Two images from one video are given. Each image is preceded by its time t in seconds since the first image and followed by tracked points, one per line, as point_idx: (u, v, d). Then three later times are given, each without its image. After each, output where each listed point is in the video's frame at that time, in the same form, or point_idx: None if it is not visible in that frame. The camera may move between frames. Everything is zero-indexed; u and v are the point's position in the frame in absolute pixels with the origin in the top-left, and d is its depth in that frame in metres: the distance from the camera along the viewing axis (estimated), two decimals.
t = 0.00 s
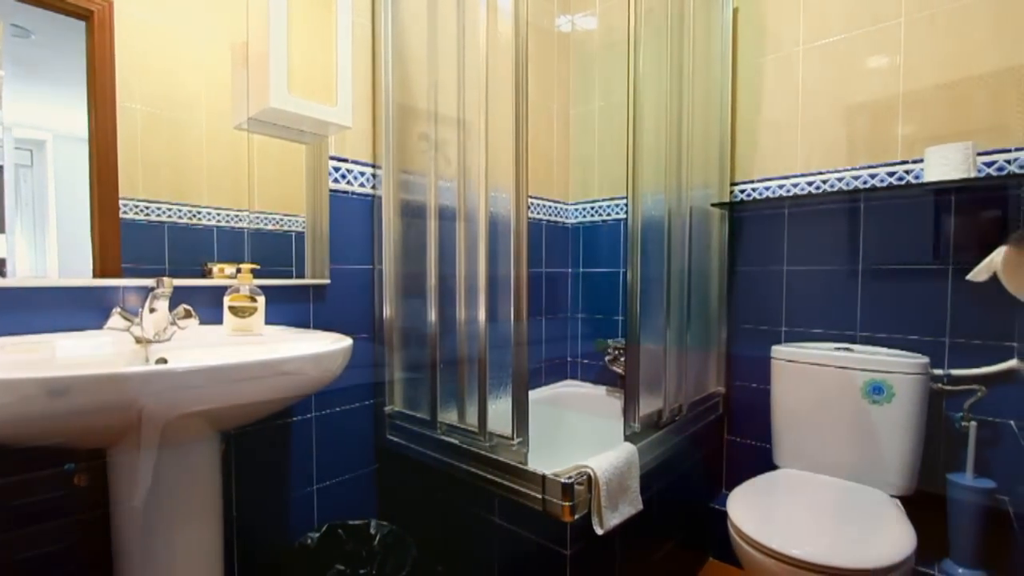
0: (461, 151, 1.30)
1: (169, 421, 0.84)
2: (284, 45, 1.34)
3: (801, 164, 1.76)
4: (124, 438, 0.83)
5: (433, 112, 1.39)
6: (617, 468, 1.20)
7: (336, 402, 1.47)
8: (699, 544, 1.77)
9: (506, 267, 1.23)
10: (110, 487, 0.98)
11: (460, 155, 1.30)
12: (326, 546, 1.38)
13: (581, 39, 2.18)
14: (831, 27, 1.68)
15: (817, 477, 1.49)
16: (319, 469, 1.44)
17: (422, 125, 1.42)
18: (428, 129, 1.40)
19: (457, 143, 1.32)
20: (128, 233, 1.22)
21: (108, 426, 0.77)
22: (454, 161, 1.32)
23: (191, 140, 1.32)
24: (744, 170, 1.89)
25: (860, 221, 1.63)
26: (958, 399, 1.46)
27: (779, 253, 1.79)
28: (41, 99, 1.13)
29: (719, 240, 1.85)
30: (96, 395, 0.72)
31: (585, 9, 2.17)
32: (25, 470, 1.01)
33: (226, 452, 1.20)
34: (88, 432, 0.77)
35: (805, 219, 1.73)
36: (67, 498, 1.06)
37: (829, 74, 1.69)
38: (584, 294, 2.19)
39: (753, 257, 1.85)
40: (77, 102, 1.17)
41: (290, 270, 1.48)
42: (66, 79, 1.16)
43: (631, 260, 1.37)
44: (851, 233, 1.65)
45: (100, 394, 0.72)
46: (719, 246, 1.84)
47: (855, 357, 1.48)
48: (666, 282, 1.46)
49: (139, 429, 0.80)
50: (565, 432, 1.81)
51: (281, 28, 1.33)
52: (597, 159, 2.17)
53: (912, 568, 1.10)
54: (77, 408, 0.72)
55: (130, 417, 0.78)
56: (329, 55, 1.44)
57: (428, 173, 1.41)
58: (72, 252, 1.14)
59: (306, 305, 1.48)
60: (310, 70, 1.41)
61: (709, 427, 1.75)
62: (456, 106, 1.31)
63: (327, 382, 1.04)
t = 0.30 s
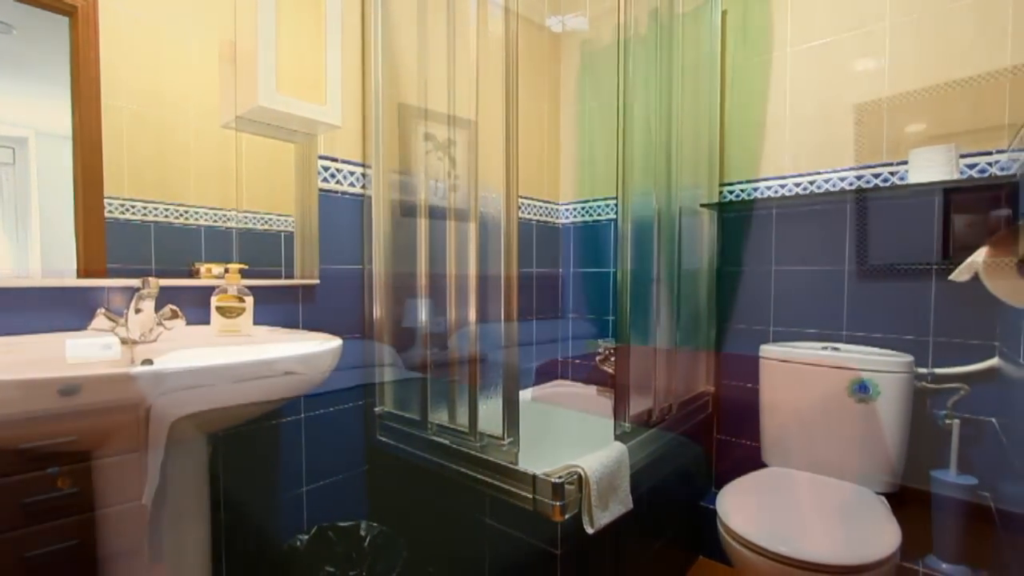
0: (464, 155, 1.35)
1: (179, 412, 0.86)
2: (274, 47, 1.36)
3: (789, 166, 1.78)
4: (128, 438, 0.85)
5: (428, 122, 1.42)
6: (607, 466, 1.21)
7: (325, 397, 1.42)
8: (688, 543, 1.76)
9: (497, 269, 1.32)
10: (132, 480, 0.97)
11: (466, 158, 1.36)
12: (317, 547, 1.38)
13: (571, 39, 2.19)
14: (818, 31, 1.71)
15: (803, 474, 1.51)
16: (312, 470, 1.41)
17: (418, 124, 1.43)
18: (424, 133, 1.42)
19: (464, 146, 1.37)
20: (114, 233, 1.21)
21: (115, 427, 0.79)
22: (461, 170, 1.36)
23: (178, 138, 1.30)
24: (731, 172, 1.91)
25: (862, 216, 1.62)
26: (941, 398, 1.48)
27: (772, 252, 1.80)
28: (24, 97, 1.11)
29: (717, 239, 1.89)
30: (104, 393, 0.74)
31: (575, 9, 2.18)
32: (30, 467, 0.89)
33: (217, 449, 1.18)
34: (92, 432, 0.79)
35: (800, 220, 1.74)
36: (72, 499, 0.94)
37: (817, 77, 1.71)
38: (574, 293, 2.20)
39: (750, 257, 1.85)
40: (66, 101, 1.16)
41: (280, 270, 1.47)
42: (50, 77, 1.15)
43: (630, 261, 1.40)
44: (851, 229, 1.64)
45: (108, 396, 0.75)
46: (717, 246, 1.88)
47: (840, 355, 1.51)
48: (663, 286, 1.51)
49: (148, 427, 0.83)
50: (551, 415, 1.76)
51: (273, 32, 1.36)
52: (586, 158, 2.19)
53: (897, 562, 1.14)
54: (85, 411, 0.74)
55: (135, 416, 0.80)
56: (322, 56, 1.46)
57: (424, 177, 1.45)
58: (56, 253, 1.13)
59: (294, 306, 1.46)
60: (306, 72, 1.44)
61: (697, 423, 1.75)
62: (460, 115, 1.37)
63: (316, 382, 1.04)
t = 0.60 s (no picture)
0: (473, 157, 1.33)
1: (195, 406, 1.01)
2: (258, 55, 1.42)
3: (781, 167, 1.79)
4: (139, 434, 0.90)
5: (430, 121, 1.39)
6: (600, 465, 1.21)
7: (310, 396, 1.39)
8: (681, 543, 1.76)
9: (490, 268, 1.38)
10: (155, 475, 0.95)
11: (475, 160, 1.34)
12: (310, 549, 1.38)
13: (561, 40, 2.21)
14: (806, 32, 1.73)
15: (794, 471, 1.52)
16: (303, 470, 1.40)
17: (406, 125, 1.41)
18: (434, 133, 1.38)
19: (470, 149, 1.35)
20: (102, 233, 1.19)
21: (133, 425, 0.89)
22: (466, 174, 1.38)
23: (167, 137, 1.29)
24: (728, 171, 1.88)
25: (883, 213, 1.59)
26: (930, 396, 1.50)
27: (775, 252, 1.79)
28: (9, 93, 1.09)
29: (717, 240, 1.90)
30: (126, 389, 0.87)
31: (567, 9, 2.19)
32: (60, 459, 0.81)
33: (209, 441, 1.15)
34: (102, 430, 0.85)
35: (808, 219, 1.73)
36: (86, 499, 0.85)
37: (806, 78, 1.73)
38: (567, 295, 2.20)
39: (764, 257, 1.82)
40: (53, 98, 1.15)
41: (271, 270, 1.47)
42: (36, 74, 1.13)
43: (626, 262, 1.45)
44: (871, 227, 1.61)
45: (128, 392, 0.88)
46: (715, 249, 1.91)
47: (831, 355, 1.52)
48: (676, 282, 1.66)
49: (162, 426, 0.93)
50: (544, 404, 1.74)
51: (259, 42, 1.42)
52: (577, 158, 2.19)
53: (887, 558, 1.16)
54: (108, 407, 0.86)
55: (153, 414, 0.92)
56: (312, 62, 1.54)
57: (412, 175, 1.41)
58: (42, 253, 1.11)
59: (287, 305, 1.48)
60: (291, 84, 1.51)
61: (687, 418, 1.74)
62: (457, 114, 1.36)
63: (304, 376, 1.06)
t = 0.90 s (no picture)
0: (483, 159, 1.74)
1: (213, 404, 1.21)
2: (257, 54, 1.41)
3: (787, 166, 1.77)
4: (158, 430, 1.12)
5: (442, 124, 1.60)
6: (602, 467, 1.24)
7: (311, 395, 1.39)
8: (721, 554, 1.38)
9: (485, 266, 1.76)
10: (174, 471, 1.16)
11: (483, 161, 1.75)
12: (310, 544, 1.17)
13: (561, 41, 2.21)
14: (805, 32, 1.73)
15: (804, 471, 1.48)
16: (301, 474, 1.34)
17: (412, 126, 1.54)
18: (449, 134, 1.62)
19: (479, 150, 1.74)
20: (97, 233, 1.19)
21: (152, 421, 1.11)
22: (476, 176, 1.77)
23: (162, 136, 1.29)
24: (745, 167, 1.78)
25: (904, 213, 1.59)
26: (926, 395, 1.52)
27: (793, 250, 1.78)
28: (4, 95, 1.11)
29: (740, 236, 1.76)
30: (144, 388, 1.11)
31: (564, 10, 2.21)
32: (95, 452, 1.04)
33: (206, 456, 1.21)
34: (129, 427, 1.08)
35: (822, 215, 1.73)
36: (116, 485, 1.07)
37: (802, 79, 1.74)
38: (567, 293, 2.14)
39: (782, 256, 1.80)
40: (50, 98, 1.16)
41: (268, 270, 1.47)
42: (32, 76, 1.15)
43: (639, 263, 1.66)
44: (892, 226, 1.61)
45: (146, 390, 1.11)
46: (740, 246, 1.76)
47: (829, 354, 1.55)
48: (693, 282, 1.65)
49: (179, 422, 1.15)
50: (547, 403, 1.65)
51: (257, 41, 1.41)
52: (577, 158, 2.18)
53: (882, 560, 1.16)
54: (130, 405, 1.08)
55: (172, 412, 1.15)
56: (310, 61, 1.51)
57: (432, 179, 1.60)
58: (38, 252, 1.12)
59: (283, 307, 1.48)
60: (291, 82, 1.48)
61: (679, 412, 1.68)
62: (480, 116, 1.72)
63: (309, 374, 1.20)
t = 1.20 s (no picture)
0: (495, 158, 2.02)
1: (221, 398, 1.30)
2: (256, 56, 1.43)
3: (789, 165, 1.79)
4: (171, 428, 1.26)
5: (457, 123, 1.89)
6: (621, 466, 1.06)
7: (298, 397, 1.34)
8: None
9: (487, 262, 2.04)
10: (190, 467, 1.28)
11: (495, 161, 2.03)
12: None
13: (560, 41, 2.15)
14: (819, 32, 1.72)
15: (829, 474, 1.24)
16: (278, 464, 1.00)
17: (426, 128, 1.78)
18: (462, 133, 1.91)
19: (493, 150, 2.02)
20: (99, 235, 1.21)
21: (169, 419, 1.26)
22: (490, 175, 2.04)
23: (164, 136, 1.29)
24: (757, 163, 1.82)
25: (926, 213, 1.57)
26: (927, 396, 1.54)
27: (808, 249, 1.79)
28: None
29: (757, 237, 1.83)
30: (155, 388, 1.26)
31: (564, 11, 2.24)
32: (114, 448, 1.18)
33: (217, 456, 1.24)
34: (148, 424, 1.23)
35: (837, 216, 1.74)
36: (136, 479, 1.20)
37: (806, 78, 1.75)
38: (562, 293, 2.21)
39: (800, 257, 1.81)
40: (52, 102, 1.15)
41: (268, 270, 1.50)
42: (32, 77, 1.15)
43: (654, 262, 2.00)
44: (914, 228, 1.59)
45: (157, 390, 1.26)
46: (756, 246, 1.83)
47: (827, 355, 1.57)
48: (706, 280, 1.89)
49: (195, 419, 1.30)
50: (553, 407, 1.45)
51: (255, 43, 1.43)
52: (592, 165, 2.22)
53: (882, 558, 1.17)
54: (141, 403, 1.22)
55: (189, 409, 1.29)
56: (312, 62, 1.54)
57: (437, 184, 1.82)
58: (38, 253, 1.15)
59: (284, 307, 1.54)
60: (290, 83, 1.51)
61: (691, 412, 1.53)
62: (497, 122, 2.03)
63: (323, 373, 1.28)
